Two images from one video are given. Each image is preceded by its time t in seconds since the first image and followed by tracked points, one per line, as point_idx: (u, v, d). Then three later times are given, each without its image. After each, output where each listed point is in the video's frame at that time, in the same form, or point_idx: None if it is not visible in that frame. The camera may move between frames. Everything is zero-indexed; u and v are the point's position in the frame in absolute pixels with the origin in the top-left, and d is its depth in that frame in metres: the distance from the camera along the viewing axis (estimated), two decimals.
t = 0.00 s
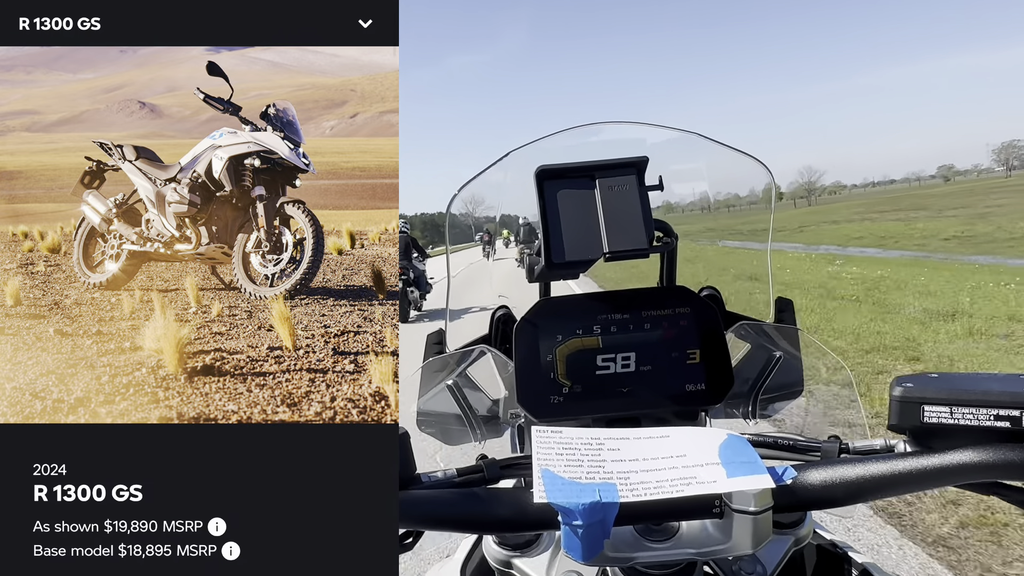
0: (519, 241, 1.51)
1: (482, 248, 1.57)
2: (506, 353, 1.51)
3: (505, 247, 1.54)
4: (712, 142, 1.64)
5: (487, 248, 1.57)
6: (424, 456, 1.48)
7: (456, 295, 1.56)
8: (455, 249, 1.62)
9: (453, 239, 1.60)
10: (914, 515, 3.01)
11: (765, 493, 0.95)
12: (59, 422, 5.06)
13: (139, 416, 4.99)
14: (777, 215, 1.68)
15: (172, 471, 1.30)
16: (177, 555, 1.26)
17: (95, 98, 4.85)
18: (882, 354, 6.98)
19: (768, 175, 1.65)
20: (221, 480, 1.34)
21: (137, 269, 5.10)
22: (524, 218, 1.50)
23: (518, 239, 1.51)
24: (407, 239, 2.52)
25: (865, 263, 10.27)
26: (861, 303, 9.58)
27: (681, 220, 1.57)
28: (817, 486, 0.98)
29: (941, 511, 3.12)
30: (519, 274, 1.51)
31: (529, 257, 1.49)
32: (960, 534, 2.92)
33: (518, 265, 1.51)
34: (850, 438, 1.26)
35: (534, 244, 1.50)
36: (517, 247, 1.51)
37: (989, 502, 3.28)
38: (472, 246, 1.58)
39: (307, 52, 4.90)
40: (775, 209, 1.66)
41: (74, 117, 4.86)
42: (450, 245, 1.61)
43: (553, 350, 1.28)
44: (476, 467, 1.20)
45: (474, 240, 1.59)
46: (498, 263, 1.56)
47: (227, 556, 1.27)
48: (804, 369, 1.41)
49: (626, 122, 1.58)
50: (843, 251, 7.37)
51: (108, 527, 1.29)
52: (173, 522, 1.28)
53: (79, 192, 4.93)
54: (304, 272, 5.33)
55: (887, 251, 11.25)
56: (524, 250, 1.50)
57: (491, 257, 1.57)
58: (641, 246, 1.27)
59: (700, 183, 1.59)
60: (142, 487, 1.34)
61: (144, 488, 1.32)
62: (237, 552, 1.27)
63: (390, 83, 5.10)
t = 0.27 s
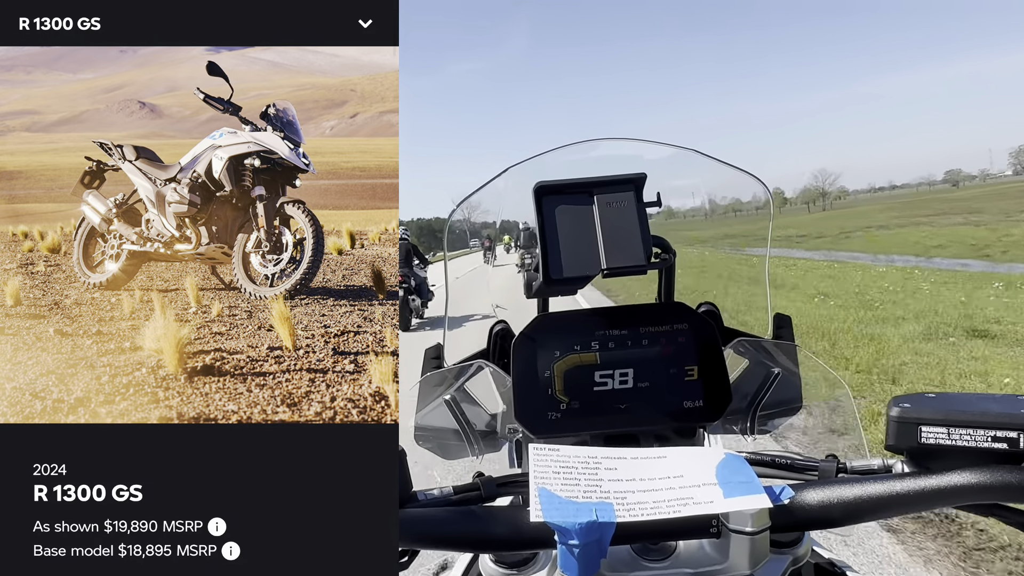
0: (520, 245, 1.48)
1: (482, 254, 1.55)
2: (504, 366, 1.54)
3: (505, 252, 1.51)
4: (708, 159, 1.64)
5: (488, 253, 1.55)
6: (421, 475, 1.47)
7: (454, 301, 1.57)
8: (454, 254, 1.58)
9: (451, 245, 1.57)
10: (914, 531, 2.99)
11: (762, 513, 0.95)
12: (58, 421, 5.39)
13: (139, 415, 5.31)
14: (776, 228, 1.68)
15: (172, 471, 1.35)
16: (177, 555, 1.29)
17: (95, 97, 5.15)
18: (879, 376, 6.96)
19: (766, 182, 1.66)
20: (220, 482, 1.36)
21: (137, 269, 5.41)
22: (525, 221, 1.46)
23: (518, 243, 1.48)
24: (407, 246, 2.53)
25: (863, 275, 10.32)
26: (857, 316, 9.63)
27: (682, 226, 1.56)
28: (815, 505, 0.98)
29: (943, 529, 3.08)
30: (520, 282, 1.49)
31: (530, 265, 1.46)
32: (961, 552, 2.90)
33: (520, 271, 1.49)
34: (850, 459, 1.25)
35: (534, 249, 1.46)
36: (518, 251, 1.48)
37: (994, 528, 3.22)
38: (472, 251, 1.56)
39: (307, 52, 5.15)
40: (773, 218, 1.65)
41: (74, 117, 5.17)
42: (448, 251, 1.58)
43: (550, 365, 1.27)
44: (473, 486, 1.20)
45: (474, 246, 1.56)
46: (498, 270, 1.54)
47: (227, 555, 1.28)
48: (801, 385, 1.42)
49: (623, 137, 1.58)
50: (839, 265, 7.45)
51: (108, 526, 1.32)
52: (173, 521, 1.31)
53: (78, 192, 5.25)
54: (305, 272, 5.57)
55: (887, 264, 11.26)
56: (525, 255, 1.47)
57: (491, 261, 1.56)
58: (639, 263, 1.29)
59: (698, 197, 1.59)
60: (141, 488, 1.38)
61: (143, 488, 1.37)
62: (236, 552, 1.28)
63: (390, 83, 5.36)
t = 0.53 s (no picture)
0: (522, 251, 1.49)
1: (484, 259, 1.56)
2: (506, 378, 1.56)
3: (508, 257, 1.52)
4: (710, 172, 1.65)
5: (489, 259, 1.55)
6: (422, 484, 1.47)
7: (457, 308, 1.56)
8: (456, 260, 1.59)
9: (455, 249, 1.59)
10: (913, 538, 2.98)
11: (764, 529, 0.95)
12: (58, 421, 5.38)
13: (139, 415, 5.34)
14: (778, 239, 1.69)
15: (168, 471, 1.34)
16: (177, 555, 1.28)
17: (95, 97, 5.18)
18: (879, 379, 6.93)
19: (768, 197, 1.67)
20: (217, 480, 1.35)
21: (137, 269, 5.43)
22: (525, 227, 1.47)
23: (519, 249, 1.49)
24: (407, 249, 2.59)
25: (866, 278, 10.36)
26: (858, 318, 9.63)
27: (684, 243, 1.57)
28: (817, 521, 0.98)
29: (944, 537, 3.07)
30: (522, 287, 1.50)
31: (531, 269, 1.47)
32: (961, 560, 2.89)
33: (521, 276, 1.50)
34: (852, 475, 1.24)
35: (535, 254, 1.47)
36: (519, 257, 1.49)
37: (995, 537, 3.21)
38: (474, 257, 1.57)
39: (307, 52, 5.22)
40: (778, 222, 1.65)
41: (74, 117, 5.20)
42: (452, 257, 1.60)
43: (553, 378, 1.28)
44: (476, 498, 1.19)
45: (476, 251, 1.57)
46: (500, 275, 1.54)
47: (229, 556, 1.27)
48: (804, 400, 1.42)
49: (627, 152, 1.59)
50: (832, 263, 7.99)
51: (108, 526, 1.32)
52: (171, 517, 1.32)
53: (78, 192, 5.28)
54: (304, 272, 5.57)
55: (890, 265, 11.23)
56: (526, 260, 1.48)
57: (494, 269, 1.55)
58: (642, 277, 1.29)
59: (702, 211, 1.59)
60: (142, 487, 1.39)
61: (143, 488, 1.38)
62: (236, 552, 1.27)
63: (390, 83, 5.38)
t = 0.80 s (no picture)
0: (522, 255, 1.47)
1: (485, 263, 1.56)
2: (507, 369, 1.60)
3: (508, 261, 1.51)
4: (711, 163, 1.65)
5: (490, 263, 1.55)
6: (426, 475, 1.47)
7: (457, 310, 1.57)
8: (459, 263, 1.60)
9: (456, 254, 1.60)
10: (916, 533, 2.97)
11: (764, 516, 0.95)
12: (58, 421, 5.41)
13: (139, 415, 5.35)
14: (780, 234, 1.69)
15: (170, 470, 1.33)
16: (177, 555, 1.28)
17: (95, 97, 5.25)
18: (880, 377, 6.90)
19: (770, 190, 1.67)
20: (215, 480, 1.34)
21: (137, 269, 5.45)
22: (525, 231, 1.47)
23: (519, 252, 1.48)
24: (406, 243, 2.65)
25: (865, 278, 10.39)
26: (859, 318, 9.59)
27: (684, 237, 1.59)
28: (817, 507, 0.98)
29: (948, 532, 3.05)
30: (522, 291, 1.50)
31: (532, 272, 1.45)
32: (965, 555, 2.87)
33: (521, 279, 1.49)
34: (854, 463, 1.25)
35: (536, 257, 1.45)
36: (519, 261, 1.48)
37: (1000, 535, 3.17)
38: (476, 261, 1.57)
39: (307, 52, 5.31)
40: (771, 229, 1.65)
41: (74, 117, 5.26)
42: (452, 260, 1.60)
43: (554, 368, 1.28)
44: (477, 486, 1.20)
45: (478, 254, 1.57)
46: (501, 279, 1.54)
47: (227, 555, 1.27)
48: (806, 391, 1.42)
49: (628, 143, 1.59)
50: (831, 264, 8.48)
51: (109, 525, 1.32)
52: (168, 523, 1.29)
53: (78, 192, 5.32)
54: (304, 272, 5.55)
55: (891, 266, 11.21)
56: (525, 262, 1.47)
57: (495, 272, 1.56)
58: (644, 266, 1.29)
59: (703, 202, 1.59)
60: (141, 488, 1.39)
61: (143, 488, 1.38)
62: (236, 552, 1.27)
63: (390, 83, 5.44)
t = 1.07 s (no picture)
0: (524, 260, 1.52)
1: (487, 268, 1.60)
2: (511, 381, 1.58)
3: (511, 266, 1.57)
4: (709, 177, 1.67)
5: (492, 268, 1.60)
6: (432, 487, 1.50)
7: (463, 317, 1.64)
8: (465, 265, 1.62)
9: (464, 256, 1.61)
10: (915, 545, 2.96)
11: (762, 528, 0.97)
12: (59, 421, 5.43)
13: (139, 415, 5.39)
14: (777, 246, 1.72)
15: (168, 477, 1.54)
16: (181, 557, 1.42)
17: (95, 97, 5.27)
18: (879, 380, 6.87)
19: (767, 204, 1.68)
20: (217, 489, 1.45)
21: (137, 269, 5.48)
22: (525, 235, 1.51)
23: (521, 258, 1.52)
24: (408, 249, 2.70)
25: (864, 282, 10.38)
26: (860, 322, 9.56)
27: (685, 245, 1.62)
28: (815, 520, 1.00)
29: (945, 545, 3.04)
30: (524, 298, 1.55)
31: (533, 277, 1.50)
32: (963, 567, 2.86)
33: (523, 286, 1.53)
34: (851, 475, 1.27)
35: (538, 263, 1.50)
36: (522, 265, 1.53)
37: (1001, 548, 3.15)
38: (479, 264, 1.60)
39: (307, 52, 5.38)
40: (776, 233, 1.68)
41: (74, 117, 5.28)
42: (460, 263, 1.62)
43: (558, 381, 1.31)
44: (483, 498, 1.23)
45: (479, 259, 1.60)
46: (503, 284, 1.59)
47: (227, 555, 1.36)
48: (805, 402, 1.45)
49: (629, 160, 1.61)
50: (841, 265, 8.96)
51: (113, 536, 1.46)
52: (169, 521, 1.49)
53: (78, 192, 5.36)
54: (305, 272, 5.57)
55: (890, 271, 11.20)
56: (529, 268, 1.51)
57: (498, 278, 1.61)
58: (646, 281, 1.32)
59: (702, 216, 1.62)
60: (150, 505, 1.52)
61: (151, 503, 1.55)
62: (235, 552, 1.36)
63: (390, 84, 5.47)
